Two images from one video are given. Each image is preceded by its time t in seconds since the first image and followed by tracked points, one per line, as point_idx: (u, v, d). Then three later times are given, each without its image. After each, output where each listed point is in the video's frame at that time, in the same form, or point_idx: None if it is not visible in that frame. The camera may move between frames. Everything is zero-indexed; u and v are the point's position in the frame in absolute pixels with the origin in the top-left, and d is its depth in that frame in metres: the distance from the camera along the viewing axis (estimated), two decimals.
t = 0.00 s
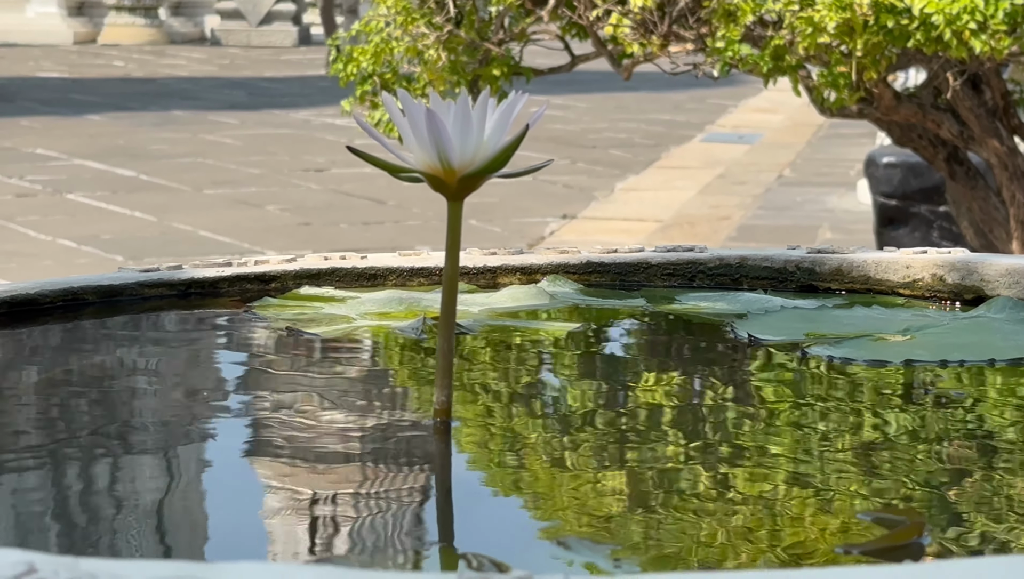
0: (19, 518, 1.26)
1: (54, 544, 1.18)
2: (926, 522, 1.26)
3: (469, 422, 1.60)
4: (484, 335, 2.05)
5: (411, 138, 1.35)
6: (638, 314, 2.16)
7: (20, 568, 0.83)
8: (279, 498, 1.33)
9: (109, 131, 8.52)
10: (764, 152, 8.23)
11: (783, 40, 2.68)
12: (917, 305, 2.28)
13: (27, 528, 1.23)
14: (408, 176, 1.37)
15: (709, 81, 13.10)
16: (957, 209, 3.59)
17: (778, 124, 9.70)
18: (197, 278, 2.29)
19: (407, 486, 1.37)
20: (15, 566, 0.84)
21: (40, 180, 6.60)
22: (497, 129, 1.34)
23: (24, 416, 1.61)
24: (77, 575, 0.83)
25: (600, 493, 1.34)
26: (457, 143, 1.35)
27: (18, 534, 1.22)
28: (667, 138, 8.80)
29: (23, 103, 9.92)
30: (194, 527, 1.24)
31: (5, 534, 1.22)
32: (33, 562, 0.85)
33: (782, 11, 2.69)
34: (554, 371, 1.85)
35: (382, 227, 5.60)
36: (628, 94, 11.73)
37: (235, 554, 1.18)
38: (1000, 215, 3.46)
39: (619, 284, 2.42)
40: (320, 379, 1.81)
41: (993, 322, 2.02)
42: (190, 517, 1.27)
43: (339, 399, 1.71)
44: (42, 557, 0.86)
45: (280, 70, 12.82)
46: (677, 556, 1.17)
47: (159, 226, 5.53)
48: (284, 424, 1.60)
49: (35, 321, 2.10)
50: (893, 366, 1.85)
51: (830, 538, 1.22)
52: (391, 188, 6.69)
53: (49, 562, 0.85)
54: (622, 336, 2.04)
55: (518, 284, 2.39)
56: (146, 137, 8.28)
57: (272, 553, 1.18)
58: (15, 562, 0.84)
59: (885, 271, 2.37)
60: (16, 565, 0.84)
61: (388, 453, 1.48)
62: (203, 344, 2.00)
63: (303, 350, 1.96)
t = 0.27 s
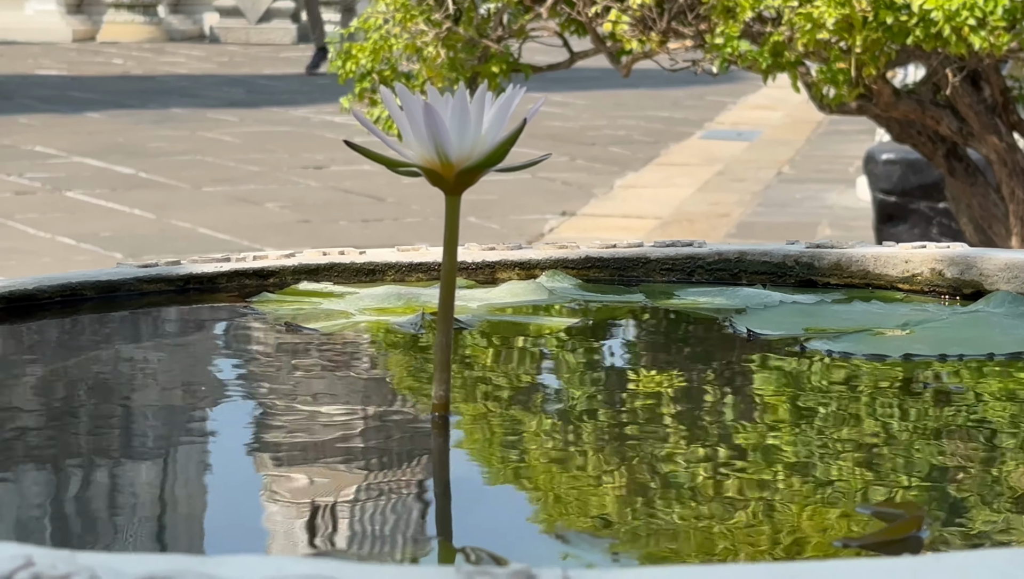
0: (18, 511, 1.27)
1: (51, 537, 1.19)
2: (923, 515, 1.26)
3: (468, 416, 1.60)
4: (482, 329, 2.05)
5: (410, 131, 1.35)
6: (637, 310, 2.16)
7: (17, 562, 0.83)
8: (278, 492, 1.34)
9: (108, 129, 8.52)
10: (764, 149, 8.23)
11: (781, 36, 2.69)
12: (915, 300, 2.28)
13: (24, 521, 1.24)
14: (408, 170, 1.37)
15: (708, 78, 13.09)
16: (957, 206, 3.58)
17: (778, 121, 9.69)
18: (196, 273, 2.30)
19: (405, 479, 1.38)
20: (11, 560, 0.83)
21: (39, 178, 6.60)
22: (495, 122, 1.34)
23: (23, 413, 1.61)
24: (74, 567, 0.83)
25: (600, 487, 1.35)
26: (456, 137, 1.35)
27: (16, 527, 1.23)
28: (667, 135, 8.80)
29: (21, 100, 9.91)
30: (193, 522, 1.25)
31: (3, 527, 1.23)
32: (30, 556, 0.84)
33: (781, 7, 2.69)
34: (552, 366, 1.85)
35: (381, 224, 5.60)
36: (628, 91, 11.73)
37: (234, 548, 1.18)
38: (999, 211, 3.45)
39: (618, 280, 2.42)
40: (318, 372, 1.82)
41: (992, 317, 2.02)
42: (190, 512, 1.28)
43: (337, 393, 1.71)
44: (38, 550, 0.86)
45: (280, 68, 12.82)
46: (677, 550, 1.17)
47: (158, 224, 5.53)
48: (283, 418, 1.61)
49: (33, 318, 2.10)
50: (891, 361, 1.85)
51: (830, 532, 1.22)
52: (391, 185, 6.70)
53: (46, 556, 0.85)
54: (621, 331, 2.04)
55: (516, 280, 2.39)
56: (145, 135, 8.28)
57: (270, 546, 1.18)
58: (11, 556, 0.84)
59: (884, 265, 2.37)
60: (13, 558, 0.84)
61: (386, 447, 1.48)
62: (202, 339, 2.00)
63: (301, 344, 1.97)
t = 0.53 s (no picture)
0: (17, 509, 1.27)
1: (49, 535, 1.19)
2: (922, 512, 1.27)
3: (466, 414, 1.60)
4: (479, 327, 2.05)
5: (407, 130, 1.35)
6: (635, 307, 2.16)
7: (12, 559, 0.83)
8: (275, 489, 1.34)
9: (107, 127, 8.51)
10: (763, 147, 8.22)
11: (779, 33, 2.69)
12: (912, 297, 2.28)
13: (24, 520, 1.24)
14: (405, 169, 1.37)
15: (707, 74, 13.09)
16: (956, 203, 3.58)
17: (777, 118, 9.69)
18: (192, 271, 2.30)
19: (401, 476, 1.38)
20: (6, 558, 0.84)
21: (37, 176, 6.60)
22: (491, 119, 1.34)
23: (19, 411, 1.60)
24: (68, 566, 0.83)
25: (599, 484, 1.35)
26: (453, 134, 1.35)
27: (15, 525, 1.23)
28: (666, 132, 8.79)
29: (19, 98, 9.91)
30: (191, 521, 1.24)
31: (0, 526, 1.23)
32: (24, 554, 0.85)
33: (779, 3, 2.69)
34: (550, 364, 1.85)
35: (379, 222, 5.60)
36: (627, 88, 11.72)
37: (232, 546, 1.18)
38: (998, 209, 3.44)
39: (615, 277, 2.42)
40: (314, 370, 1.82)
41: (990, 313, 2.02)
42: (187, 511, 1.27)
43: (334, 390, 1.71)
44: (33, 548, 0.86)
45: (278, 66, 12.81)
46: (677, 548, 1.17)
47: (156, 222, 5.53)
48: (279, 415, 1.61)
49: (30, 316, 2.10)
50: (889, 358, 1.85)
51: (830, 529, 1.22)
52: (389, 183, 6.69)
53: (41, 554, 0.85)
54: (619, 327, 2.04)
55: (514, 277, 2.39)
56: (144, 133, 8.28)
57: (269, 544, 1.18)
58: (7, 553, 0.84)
59: (881, 262, 2.37)
60: (8, 556, 0.84)
61: (383, 444, 1.48)
62: (199, 337, 2.00)
63: (298, 341, 1.96)
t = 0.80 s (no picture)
0: (15, 509, 1.27)
1: (48, 534, 1.19)
2: (920, 511, 1.27)
3: (465, 413, 1.60)
4: (478, 326, 2.05)
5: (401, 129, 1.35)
6: (634, 306, 2.16)
7: (9, 559, 0.84)
8: (274, 487, 1.34)
9: (106, 126, 8.51)
10: (762, 145, 8.22)
11: (778, 31, 2.68)
12: (910, 296, 2.28)
13: (22, 519, 1.24)
14: (395, 167, 1.37)
15: (707, 73, 13.08)
16: (954, 200, 3.57)
17: (776, 116, 9.69)
18: (191, 271, 2.30)
19: (400, 475, 1.38)
20: (4, 558, 0.84)
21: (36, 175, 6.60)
22: (487, 118, 1.34)
23: (18, 411, 1.60)
24: (66, 565, 0.83)
25: (597, 483, 1.35)
26: (449, 134, 1.35)
27: (14, 525, 1.23)
28: (665, 131, 8.79)
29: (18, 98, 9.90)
30: (190, 520, 1.25)
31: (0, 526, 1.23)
32: (22, 553, 0.85)
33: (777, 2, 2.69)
34: (549, 362, 1.85)
35: (378, 221, 5.60)
36: (627, 86, 11.72)
37: (230, 545, 1.18)
38: (997, 206, 3.45)
39: (614, 276, 2.42)
40: (313, 369, 1.82)
41: (987, 312, 2.02)
42: (187, 509, 1.28)
43: (333, 389, 1.71)
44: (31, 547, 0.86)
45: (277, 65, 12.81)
46: (675, 547, 1.17)
47: (155, 221, 5.53)
48: (278, 414, 1.61)
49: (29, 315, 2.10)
50: (887, 356, 1.85)
51: (827, 528, 1.22)
52: (388, 182, 6.69)
53: (39, 553, 0.85)
54: (618, 326, 2.05)
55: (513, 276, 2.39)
56: (142, 132, 8.27)
57: (268, 543, 1.19)
58: (5, 552, 0.85)
59: (879, 261, 2.37)
60: (6, 555, 0.84)
61: (382, 443, 1.48)
62: (198, 337, 2.00)
63: (297, 340, 1.96)
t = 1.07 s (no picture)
0: (15, 510, 1.27)
1: (48, 536, 1.19)
2: (922, 513, 1.27)
3: (465, 413, 1.60)
4: (477, 326, 2.05)
5: (404, 129, 1.35)
6: (633, 308, 2.16)
7: (10, 562, 0.84)
8: (274, 489, 1.34)
9: (106, 127, 8.51)
10: (762, 146, 8.22)
11: (778, 33, 2.68)
12: (911, 297, 2.28)
13: (22, 521, 1.24)
14: (399, 169, 1.37)
15: (706, 73, 13.09)
16: (954, 202, 3.57)
17: (776, 117, 9.69)
18: (191, 272, 2.30)
19: (401, 475, 1.38)
20: (6, 559, 0.84)
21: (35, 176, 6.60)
22: (489, 120, 1.34)
23: (18, 412, 1.60)
24: (68, 567, 0.83)
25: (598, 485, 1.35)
26: (451, 135, 1.35)
27: (14, 525, 1.23)
28: (664, 132, 8.79)
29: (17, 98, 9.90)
30: (189, 522, 1.25)
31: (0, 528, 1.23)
32: (24, 556, 0.85)
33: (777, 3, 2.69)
34: (548, 364, 1.85)
35: (378, 222, 5.60)
36: (626, 86, 11.73)
37: (230, 547, 1.18)
38: (997, 208, 3.45)
39: (614, 278, 2.42)
40: (313, 369, 1.82)
41: (988, 314, 2.02)
42: (186, 511, 1.28)
43: (333, 390, 1.71)
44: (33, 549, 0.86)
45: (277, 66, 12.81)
46: (676, 549, 1.17)
47: (155, 223, 5.53)
48: (278, 415, 1.61)
49: (29, 317, 2.10)
50: (888, 357, 1.85)
51: (829, 529, 1.22)
52: (388, 183, 6.69)
53: (41, 555, 0.85)
54: (617, 328, 2.05)
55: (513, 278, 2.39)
56: (142, 133, 8.27)
57: (269, 544, 1.19)
58: (6, 555, 0.85)
59: (880, 263, 2.37)
60: (7, 558, 0.84)
61: (382, 444, 1.48)
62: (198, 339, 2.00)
63: (297, 341, 1.96)
